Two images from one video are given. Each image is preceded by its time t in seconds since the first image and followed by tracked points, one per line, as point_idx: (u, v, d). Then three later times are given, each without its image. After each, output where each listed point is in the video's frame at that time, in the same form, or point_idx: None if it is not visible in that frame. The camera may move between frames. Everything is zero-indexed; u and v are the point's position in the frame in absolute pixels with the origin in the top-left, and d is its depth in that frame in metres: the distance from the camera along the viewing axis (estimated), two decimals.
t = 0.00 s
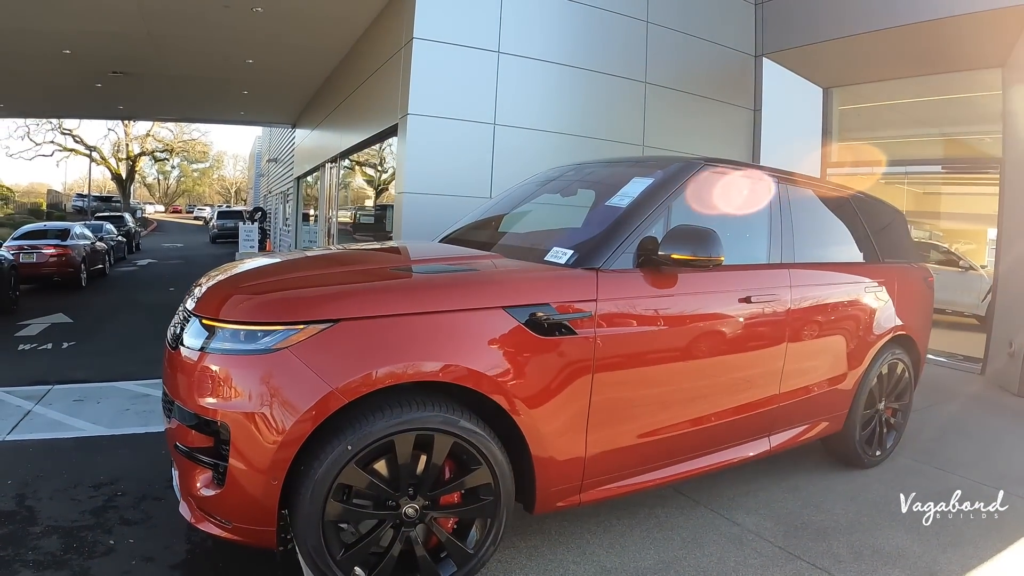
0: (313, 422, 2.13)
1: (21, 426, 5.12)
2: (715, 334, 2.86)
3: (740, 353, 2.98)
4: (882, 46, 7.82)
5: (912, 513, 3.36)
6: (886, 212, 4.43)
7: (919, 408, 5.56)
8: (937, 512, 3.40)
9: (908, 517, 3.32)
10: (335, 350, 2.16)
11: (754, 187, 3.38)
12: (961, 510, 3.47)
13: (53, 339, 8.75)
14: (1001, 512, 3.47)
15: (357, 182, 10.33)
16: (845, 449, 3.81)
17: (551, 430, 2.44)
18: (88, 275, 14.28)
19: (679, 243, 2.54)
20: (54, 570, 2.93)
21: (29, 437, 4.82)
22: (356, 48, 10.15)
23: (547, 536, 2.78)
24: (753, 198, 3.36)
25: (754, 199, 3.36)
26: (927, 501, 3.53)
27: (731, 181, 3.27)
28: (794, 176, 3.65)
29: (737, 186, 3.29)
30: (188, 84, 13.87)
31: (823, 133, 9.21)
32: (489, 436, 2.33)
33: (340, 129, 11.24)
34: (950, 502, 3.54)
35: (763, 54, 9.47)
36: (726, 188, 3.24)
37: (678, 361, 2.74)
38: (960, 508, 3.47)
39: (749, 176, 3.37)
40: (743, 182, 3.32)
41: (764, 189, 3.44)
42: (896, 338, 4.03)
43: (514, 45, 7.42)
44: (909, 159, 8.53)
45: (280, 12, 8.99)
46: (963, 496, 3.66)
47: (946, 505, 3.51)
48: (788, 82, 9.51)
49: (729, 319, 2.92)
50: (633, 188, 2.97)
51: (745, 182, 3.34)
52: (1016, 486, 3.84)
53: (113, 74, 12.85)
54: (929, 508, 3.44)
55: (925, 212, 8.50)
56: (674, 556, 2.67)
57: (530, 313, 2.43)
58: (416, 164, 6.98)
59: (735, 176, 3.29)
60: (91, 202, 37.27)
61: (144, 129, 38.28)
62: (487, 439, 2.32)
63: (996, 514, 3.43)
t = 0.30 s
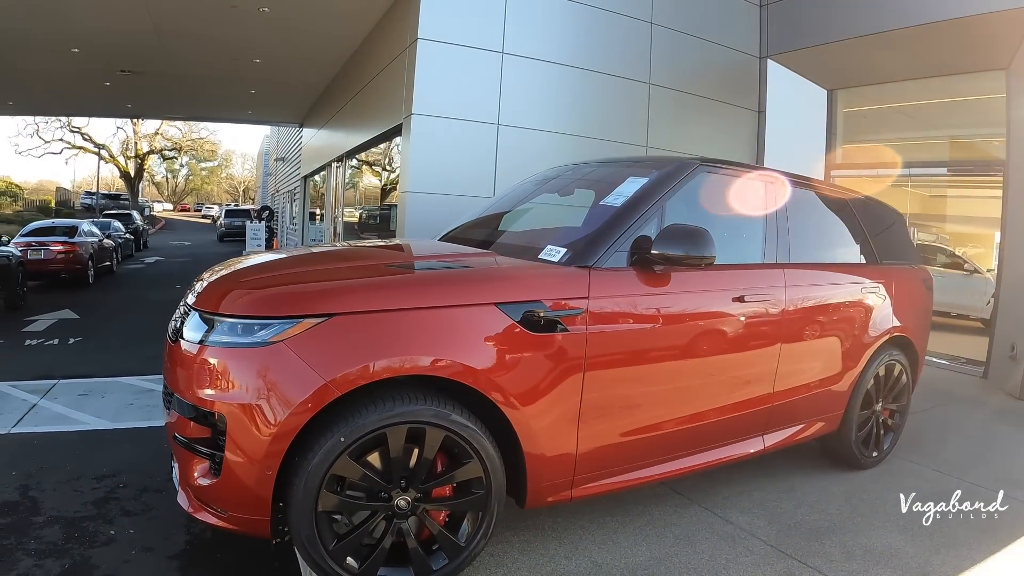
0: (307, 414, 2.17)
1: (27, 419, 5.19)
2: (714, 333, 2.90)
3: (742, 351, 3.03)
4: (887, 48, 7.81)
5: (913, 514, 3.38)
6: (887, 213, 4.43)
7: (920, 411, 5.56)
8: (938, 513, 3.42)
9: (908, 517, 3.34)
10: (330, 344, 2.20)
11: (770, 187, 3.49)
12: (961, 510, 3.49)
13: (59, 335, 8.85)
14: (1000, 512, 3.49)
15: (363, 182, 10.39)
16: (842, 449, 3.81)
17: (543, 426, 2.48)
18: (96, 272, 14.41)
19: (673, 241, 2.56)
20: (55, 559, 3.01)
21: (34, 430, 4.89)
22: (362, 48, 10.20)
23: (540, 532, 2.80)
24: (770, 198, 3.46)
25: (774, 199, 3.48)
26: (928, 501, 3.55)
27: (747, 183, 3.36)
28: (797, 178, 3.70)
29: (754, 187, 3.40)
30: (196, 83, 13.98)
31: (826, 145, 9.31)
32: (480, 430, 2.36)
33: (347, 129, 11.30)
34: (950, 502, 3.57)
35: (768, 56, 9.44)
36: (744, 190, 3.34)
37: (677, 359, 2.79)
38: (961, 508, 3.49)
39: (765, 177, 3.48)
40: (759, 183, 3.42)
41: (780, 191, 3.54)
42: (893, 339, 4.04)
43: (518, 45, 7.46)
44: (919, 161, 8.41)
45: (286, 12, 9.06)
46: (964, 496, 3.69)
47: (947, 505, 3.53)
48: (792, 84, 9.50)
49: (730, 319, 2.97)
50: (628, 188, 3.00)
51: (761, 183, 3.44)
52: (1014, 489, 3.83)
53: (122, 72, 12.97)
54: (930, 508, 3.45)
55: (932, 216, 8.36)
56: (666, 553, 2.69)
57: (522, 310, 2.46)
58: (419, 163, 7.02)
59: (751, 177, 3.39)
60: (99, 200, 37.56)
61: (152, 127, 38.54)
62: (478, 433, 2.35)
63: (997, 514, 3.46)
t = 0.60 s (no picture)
0: (302, 406, 2.25)
1: (35, 413, 5.30)
2: (716, 331, 2.98)
3: (743, 349, 3.11)
4: (891, 49, 7.81)
5: (913, 513, 3.40)
6: (886, 215, 4.45)
7: (919, 411, 5.57)
8: (937, 512, 3.44)
9: (908, 517, 3.36)
10: (325, 338, 2.27)
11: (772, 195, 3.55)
12: (961, 510, 3.51)
13: (69, 332, 9.01)
14: (1001, 512, 3.52)
15: (370, 181, 10.47)
16: (837, 448, 3.83)
17: (534, 422, 2.53)
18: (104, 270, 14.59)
19: (665, 241, 2.60)
20: (61, 547, 3.15)
21: (42, 424, 5.01)
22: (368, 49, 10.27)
23: (533, 525, 2.86)
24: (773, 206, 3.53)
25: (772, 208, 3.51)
26: (928, 501, 3.58)
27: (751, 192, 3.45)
28: (800, 179, 3.79)
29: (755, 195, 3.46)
30: (204, 84, 14.12)
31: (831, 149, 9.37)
32: (471, 424, 2.42)
33: (354, 129, 11.39)
34: (950, 502, 3.59)
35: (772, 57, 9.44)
36: (741, 195, 3.40)
37: (679, 357, 2.87)
38: (960, 508, 3.52)
39: (765, 186, 3.54)
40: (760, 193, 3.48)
41: (779, 196, 3.58)
42: (889, 339, 4.06)
43: (521, 46, 7.50)
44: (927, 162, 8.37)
45: (293, 13, 9.16)
46: (964, 496, 3.72)
47: (946, 505, 3.56)
48: (796, 86, 9.50)
49: (731, 317, 3.04)
50: (621, 189, 3.05)
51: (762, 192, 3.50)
52: (1009, 491, 3.84)
53: (131, 73, 13.10)
54: (930, 508, 3.48)
55: (939, 217, 8.32)
56: (656, 547, 2.73)
57: (513, 308, 2.51)
58: (422, 163, 7.09)
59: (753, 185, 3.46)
60: (110, 199, 37.91)
61: (162, 127, 38.82)
62: (470, 428, 2.41)
63: (996, 514, 3.49)
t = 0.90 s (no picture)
0: (300, 400, 2.33)
1: (42, 408, 5.40)
2: (716, 330, 3.06)
3: (745, 346, 3.19)
4: (894, 50, 7.83)
5: (913, 513, 3.41)
6: (883, 216, 4.48)
7: (918, 411, 5.59)
8: (937, 512, 3.46)
9: (908, 517, 3.37)
10: (322, 334, 2.35)
11: (780, 203, 3.65)
12: (961, 510, 3.54)
13: (76, 329, 9.12)
14: (1001, 512, 3.54)
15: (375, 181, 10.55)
16: (831, 447, 3.87)
17: (527, 419, 2.59)
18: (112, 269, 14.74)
19: (658, 241, 2.65)
20: (67, 537, 3.24)
21: (50, 419, 5.11)
22: (373, 50, 10.34)
23: (528, 519, 2.93)
24: (779, 213, 3.61)
25: (773, 215, 3.57)
26: (928, 501, 3.60)
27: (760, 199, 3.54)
28: (795, 181, 3.82)
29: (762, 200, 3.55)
30: (211, 85, 14.25)
31: (833, 152, 9.34)
32: (464, 418, 2.49)
33: (359, 129, 11.46)
34: (950, 502, 3.61)
35: (776, 58, 9.46)
36: (735, 196, 3.44)
37: (680, 355, 2.94)
38: (960, 508, 3.54)
39: (759, 187, 3.57)
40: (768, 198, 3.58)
41: (773, 196, 3.62)
42: (884, 338, 4.09)
43: (524, 47, 7.55)
44: (925, 162, 8.41)
45: (299, 15, 9.24)
46: (964, 496, 3.74)
47: (946, 505, 3.58)
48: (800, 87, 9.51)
49: (732, 316, 3.12)
50: (615, 189, 3.10)
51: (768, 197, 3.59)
52: (1005, 490, 3.85)
53: (138, 73, 13.22)
54: (929, 508, 3.50)
55: (945, 218, 8.29)
56: (648, 542, 2.78)
57: (506, 306, 2.56)
58: (425, 163, 7.14)
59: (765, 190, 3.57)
60: (118, 199, 38.19)
61: (170, 127, 39.08)
62: (464, 422, 2.49)
63: (996, 514, 3.51)
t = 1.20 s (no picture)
0: (297, 399, 2.38)
1: (47, 406, 5.48)
2: (717, 331, 3.12)
3: (744, 347, 3.25)
4: (895, 51, 7.84)
5: (912, 513, 3.46)
6: (881, 219, 4.50)
7: (917, 413, 5.61)
8: (936, 512, 3.51)
9: (908, 517, 3.41)
10: (320, 335, 2.40)
11: (775, 209, 3.68)
12: (960, 510, 3.58)
13: (81, 328, 9.20)
14: (1001, 512, 3.58)
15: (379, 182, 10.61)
16: (826, 448, 3.90)
17: (521, 420, 2.63)
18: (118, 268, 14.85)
19: (651, 244, 2.68)
20: (71, 532, 3.30)
21: (55, 416, 5.18)
22: (377, 51, 10.41)
23: (523, 518, 2.98)
24: (774, 220, 3.65)
25: (767, 219, 3.60)
26: (927, 501, 3.65)
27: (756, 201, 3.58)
28: (792, 184, 3.85)
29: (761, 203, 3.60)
30: (217, 85, 14.34)
31: (834, 152, 9.28)
32: (458, 417, 2.55)
33: (364, 130, 11.53)
34: (949, 503, 3.66)
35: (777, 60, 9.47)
36: (730, 199, 3.47)
37: (680, 355, 3.00)
38: (960, 508, 3.59)
39: (754, 190, 3.60)
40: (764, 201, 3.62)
41: (768, 200, 3.65)
42: (880, 341, 4.12)
43: (526, 50, 7.59)
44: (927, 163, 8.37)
45: (303, 16, 9.31)
46: (965, 496, 3.79)
47: (946, 505, 3.63)
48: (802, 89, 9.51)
49: (734, 317, 3.19)
50: (609, 192, 3.14)
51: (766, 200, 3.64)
52: (999, 492, 3.87)
53: (144, 74, 13.31)
54: (929, 508, 3.54)
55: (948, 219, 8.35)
56: (640, 540, 2.82)
57: (499, 307, 2.61)
58: (427, 165, 7.19)
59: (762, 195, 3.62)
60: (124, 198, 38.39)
61: (176, 126, 39.28)
62: (458, 421, 2.54)
63: (995, 514, 3.55)
